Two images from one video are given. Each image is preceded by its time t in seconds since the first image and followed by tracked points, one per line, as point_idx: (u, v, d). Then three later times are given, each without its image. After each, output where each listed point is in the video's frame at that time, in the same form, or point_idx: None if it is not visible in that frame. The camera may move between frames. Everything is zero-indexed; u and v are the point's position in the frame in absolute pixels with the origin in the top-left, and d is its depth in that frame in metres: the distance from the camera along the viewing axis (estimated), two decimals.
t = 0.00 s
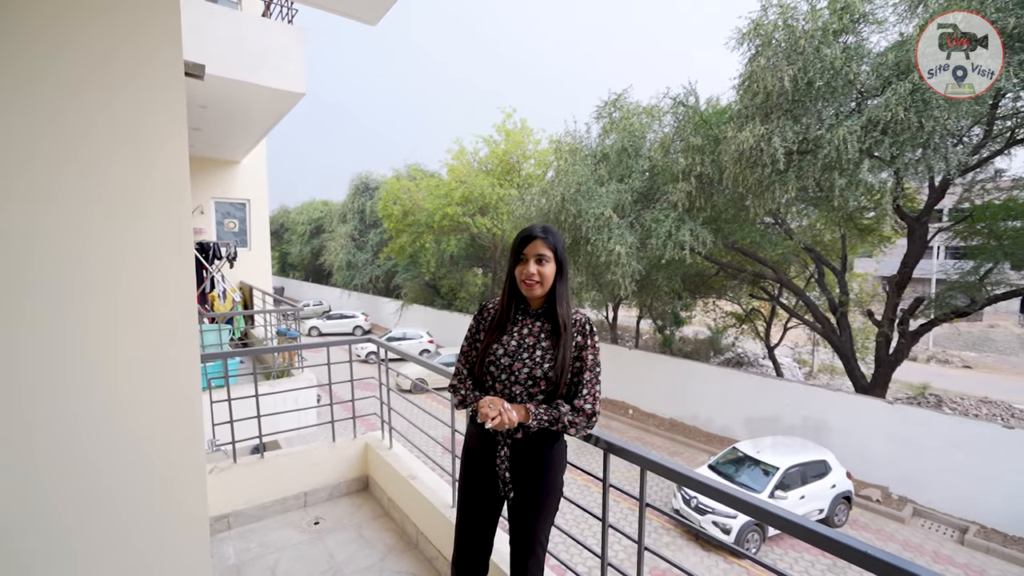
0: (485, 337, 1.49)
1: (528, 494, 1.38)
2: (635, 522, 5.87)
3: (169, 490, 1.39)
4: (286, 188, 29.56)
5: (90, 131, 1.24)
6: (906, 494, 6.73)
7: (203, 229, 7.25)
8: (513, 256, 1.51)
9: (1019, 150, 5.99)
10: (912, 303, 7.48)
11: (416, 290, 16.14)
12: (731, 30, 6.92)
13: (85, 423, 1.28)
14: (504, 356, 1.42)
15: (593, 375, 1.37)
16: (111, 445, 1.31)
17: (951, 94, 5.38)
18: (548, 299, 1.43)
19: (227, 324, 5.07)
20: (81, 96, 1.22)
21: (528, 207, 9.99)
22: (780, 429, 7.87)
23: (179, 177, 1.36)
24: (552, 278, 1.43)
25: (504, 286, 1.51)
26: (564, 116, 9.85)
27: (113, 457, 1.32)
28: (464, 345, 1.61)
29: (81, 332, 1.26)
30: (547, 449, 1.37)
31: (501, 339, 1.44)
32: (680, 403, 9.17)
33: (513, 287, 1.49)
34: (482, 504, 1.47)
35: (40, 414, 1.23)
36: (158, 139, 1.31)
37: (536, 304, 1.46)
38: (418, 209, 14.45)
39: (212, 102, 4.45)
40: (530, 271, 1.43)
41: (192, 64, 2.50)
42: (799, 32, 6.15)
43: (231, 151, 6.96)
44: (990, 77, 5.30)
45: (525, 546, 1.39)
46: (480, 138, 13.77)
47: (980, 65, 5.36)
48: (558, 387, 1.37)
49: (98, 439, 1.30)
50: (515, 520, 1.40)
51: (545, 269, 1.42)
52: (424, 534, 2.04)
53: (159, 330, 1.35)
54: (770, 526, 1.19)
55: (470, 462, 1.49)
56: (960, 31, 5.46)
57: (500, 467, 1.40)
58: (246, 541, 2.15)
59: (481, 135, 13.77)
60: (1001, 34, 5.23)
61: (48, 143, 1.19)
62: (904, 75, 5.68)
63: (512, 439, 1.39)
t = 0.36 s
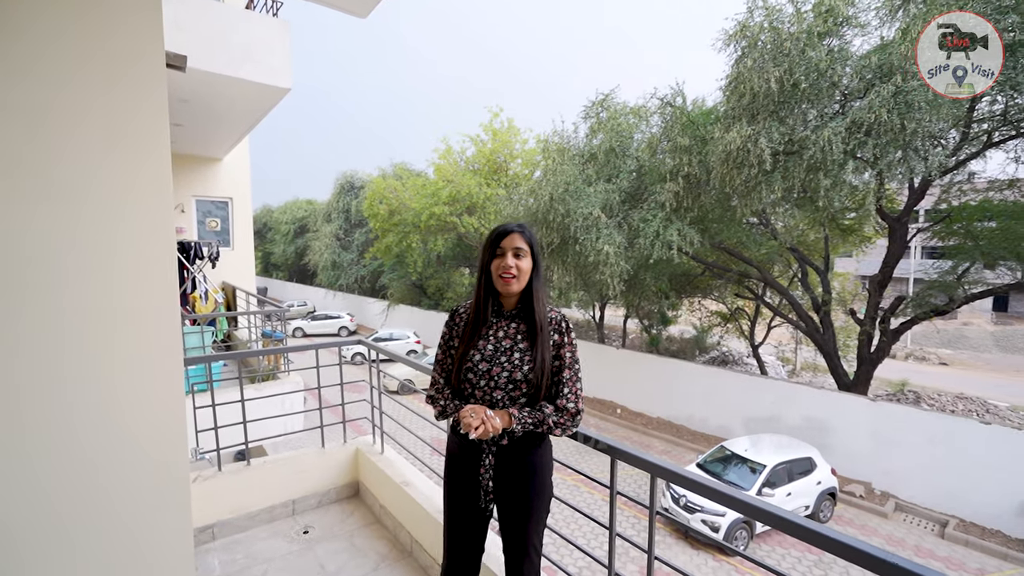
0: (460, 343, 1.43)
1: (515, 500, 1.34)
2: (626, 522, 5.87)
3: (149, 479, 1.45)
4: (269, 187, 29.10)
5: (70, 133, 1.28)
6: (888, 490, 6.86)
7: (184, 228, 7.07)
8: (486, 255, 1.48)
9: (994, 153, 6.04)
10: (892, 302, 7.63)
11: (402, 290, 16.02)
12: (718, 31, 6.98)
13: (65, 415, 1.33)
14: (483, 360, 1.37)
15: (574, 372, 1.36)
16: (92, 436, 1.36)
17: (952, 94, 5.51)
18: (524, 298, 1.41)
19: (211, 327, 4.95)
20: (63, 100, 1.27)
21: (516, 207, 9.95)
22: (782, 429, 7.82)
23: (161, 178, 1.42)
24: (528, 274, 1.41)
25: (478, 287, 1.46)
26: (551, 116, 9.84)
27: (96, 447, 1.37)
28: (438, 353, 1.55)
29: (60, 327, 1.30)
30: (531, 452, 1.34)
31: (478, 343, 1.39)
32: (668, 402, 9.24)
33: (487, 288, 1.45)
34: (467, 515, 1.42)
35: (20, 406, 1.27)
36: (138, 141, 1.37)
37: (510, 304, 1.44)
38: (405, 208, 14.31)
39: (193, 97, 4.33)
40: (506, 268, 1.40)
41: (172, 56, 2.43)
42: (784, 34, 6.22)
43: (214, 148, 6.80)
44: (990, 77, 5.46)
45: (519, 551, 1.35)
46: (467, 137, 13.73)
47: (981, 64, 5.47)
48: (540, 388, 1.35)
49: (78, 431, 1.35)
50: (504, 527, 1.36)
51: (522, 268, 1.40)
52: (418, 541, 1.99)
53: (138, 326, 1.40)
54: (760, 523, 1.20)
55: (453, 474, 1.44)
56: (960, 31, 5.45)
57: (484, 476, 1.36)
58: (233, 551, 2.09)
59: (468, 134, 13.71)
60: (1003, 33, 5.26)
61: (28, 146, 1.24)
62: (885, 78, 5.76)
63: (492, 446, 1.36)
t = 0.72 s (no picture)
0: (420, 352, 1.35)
1: (490, 506, 1.30)
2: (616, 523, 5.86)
3: (132, 489, 1.39)
4: (251, 185, 28.61)
5: (53, 132, 1.23)
6: (872, 486, 6.97)
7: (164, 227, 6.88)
8: (442, 255, 1.39)
9: (971, 155, 6.17)
10: (874, 301, 7.77)
11: (388, 290, 15.87)
12: (706, 32, 7.01)
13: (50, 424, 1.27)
14: (450, 367, 1.31)
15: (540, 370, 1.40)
16: (76, 447, 1.31)
17: (952, 94, 5.68)
18: (484, 296, 1.39)
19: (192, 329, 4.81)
20: (34, 93, 1.20)
21: (504, 206, 9.89)
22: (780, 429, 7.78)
23: (142, 175, 1.36)
24: (494, 274, 1.38)
25: (436, 288, 1.37)
26: (539, 115, 9.80)
27: (80, 458, 1.32)
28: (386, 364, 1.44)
29: (34, 333, 1.24)
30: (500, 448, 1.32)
31: (443, 349, 1.32)
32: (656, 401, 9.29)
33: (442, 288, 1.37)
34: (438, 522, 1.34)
35: None
36: (117, 135, 1.30)
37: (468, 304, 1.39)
38: (391, 207, 14.14)
39: (173, 90, 4.20)
40: (473, 268, 1.35)
41: (151, 45, 2.33)
42: (771, 35, 6.27)
43: (195, 145, 6.62)
44: (991, 77, 5.53)
45: (494, 560, 1.32)
46: (454, 136, 13.66)
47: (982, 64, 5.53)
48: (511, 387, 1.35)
49: (63, 442, 1.29)
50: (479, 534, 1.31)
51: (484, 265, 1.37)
52: (413, 552, 1.94)
53: (127, 331, 1.35)
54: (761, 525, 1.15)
55: (423, 481, 1.35)
56: (960, 31, 5.48)
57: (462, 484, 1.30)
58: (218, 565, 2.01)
59: (455, 133, 13.63)
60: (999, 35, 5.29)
61: None
62: (869, 80, 5.83)
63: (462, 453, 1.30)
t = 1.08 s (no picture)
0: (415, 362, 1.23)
1: (487, 506, 1.35)
2: (607, 523, 5.85)
3: (113, 499, 1.31)
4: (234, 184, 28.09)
5: (24, 123, 1.16)
6: (857, 482, 7.06)
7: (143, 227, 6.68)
8: (430, 256, 1.30)
9: (951, 156, 6.28)
10: (858, 300, 7.90)
11: (375, 290, 15.71)
12: (694, 32, 7.04)
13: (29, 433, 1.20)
14: (453, 369, 1.26)
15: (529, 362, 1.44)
16: (74, 442, 1.25)
17: (951, 94, 5.76)
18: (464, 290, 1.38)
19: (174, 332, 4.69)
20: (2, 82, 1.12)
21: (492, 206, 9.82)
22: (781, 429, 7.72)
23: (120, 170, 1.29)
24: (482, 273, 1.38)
25: (428, 291, 1.28)
26: (527, 114, 9.76)
27: (71, 462, 1.25)
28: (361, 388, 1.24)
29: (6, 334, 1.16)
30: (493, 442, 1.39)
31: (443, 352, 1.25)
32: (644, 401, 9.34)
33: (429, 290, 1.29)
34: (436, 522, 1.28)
35: None
36: (92, 129, 1.23)
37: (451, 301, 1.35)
38: (377, 207, 13.98)
39: (154, 84, 4.07)
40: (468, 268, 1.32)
41: (129, 33, 2.24)
42: (759, 36, 6.31)
43: (175, 141, 6.45)
44: (991, 77, 5.58)
45: (486, 565, 1.36)
46: (442, 135, 13.56)
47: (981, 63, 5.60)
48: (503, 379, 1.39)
49: (37, 450, 1.21)
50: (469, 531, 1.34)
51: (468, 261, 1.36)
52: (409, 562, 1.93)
53: (120, 332, 1.30)
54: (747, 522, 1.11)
55: (421, 480, 1.29)
56: (960, 31, 5.56)
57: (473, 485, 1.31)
58: None
59: (442, 132, 13.56)
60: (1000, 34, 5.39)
61: None
62: (856, 81, 5.87)
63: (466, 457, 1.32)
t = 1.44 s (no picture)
0: (428, 370, 1.19)
1: (483, 509, 1.38)
2: (595, 525, 5.83)
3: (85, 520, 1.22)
4: (213, 183, 27.51)
5: None
6: (839, 479, 7.17)
7: (117, 226, 6.47)
8: (425, 257, 1.24)
9: (927, 159, 6.40)
10: (840, 298, 8.03)
11: (359, 291, 15.52)
12: (680, 34, 7.08)
13: None
14: (458, 373, 1.27)
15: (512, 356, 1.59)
16: (75, 439, 1.19)
17: (952, 94, 5.75)
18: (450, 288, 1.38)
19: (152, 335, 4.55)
20: None
21: (478, 206, 9.74)
22: (781, 429, 7.61)
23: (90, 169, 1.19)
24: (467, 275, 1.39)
25: (429, 295, 1.23)
26: (514, 114, 9.73)
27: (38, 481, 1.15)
28: (374, 405, 1.12)
29: None
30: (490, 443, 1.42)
31: (448, 355, 1.25)
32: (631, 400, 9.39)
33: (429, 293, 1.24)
34: (441, 526, 1.25)
35: None
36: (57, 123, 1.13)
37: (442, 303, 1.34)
38: (362, 206, 13.80)
39: (128, 78, 3.92)
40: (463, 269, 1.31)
41: (103, 21, 2.14)
42: (745, 38, 6.37)
43: (152, 138, 6.25)
44: (991, 78, 5.61)
45: (474, 565, 1.38)
46: (427, 134, 13.46)
47: (981, 64, 5.65)
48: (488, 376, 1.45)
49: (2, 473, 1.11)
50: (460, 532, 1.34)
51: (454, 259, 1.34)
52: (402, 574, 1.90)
53: (96, 335, 1.20)
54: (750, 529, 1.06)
55: (431, 483, 1.24)
56: (961, 31, 5.63)
57: (479, 489, 1.33)
58: None
59: (428, 131, 13.47)
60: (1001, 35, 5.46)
61: None
62: (839, 84, 5.94)
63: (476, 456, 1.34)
